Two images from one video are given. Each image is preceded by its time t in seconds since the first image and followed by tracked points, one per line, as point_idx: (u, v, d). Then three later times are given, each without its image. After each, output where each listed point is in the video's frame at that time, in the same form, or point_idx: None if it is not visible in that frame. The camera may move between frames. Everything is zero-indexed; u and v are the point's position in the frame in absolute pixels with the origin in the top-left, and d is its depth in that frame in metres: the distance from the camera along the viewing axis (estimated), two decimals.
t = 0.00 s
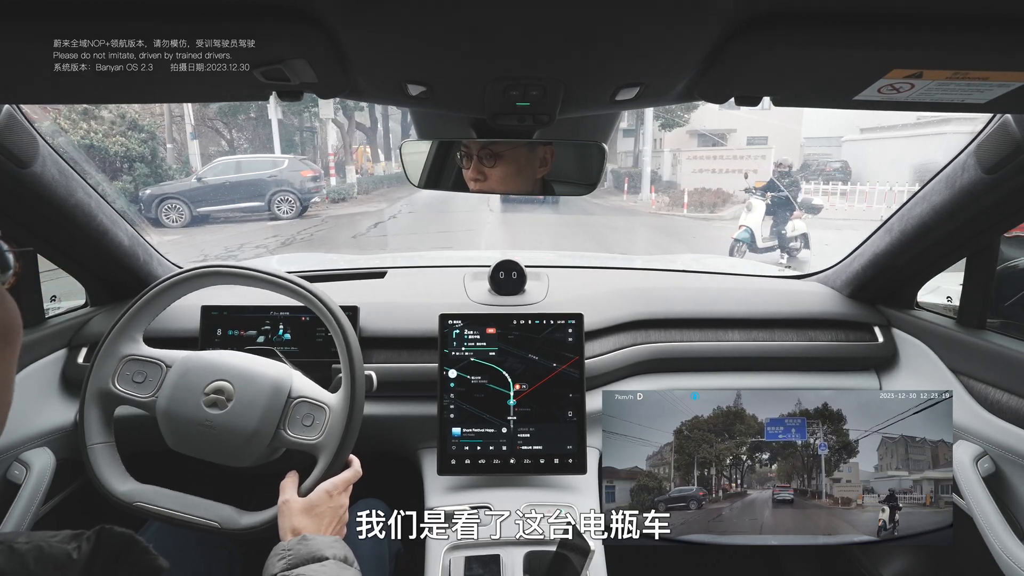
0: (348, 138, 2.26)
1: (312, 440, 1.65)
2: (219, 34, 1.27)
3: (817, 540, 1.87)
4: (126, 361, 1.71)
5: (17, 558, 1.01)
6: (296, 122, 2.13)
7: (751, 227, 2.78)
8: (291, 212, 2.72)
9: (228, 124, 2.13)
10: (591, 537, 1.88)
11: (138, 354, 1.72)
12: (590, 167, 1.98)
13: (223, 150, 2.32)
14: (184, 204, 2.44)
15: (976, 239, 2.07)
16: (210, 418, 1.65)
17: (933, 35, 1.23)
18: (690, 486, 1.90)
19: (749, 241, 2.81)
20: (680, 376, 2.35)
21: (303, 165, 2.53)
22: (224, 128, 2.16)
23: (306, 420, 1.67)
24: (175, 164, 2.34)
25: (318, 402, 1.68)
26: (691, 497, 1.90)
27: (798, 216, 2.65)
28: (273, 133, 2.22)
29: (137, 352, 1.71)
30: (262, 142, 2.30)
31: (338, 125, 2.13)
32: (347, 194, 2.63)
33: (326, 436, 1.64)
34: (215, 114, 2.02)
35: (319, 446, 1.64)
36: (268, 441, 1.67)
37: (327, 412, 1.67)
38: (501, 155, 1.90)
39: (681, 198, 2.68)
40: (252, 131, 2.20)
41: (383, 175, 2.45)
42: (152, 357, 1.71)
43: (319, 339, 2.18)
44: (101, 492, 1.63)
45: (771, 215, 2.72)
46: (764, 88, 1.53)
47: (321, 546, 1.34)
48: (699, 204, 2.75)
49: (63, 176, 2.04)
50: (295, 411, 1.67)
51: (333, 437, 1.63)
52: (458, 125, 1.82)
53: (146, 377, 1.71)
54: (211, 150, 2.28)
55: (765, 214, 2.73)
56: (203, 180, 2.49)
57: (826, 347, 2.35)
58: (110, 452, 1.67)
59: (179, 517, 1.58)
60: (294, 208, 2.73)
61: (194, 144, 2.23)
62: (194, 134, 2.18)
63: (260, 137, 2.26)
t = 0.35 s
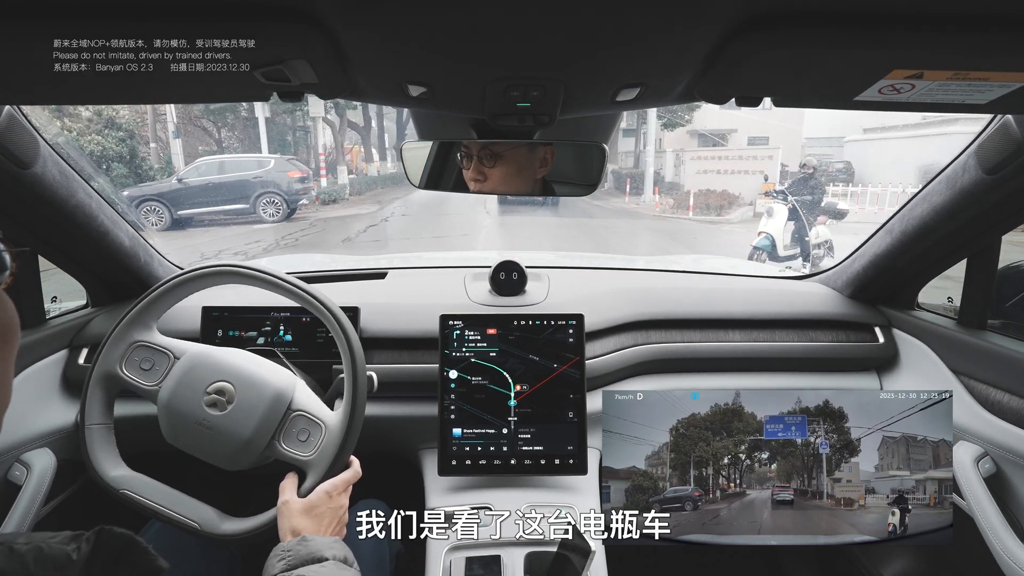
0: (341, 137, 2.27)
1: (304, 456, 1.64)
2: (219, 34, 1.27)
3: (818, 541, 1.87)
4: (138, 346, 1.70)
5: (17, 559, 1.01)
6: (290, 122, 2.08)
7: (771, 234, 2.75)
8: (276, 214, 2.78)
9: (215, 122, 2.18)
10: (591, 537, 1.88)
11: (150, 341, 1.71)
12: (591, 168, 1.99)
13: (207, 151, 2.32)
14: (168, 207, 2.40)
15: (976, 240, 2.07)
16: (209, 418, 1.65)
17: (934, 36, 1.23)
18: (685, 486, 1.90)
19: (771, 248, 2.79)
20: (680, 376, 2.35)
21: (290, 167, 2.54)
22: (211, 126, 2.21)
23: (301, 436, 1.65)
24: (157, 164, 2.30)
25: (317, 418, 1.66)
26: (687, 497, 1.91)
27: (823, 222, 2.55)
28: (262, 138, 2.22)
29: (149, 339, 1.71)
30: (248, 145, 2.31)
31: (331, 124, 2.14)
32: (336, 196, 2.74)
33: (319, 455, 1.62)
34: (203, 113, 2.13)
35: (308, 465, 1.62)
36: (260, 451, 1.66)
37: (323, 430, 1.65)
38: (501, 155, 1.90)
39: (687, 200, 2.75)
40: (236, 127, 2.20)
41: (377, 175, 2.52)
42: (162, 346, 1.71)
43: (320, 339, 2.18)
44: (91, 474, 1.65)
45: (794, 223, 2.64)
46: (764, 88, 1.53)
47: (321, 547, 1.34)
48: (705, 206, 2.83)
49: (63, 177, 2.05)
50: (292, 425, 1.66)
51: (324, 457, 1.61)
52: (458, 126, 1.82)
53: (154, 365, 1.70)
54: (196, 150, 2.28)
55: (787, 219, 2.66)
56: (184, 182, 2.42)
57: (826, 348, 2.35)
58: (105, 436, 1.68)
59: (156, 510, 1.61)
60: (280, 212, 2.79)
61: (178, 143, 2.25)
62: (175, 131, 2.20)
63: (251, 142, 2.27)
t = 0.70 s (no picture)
0: (332, 137, 2.26)
1: (297, 467, 1.62)
2: (219, 34, 1.27)
3: (818, 540, 1.87)
4: (147, 337, 1.71)
5: (16, 560, 1.02)
6: (279, 122, 2.06)
7: (791, 240, 2.68)
8: (259, 217, 2.91)
9: (201, 121, 2.23)
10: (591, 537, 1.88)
11: (159, 333, 1.71)
12: (591, 168, 1.99)
13: (193, 151, 2.39)
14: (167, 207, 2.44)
15: (976, 239, 2.07)
16: (208, 418, 1.65)
17: (934, 36, 1.23)
18: (680, 486, 1.91)
19: (789, 255, 2.73)
20: (680, 376, 2.35)
21: (273, 167, 2.66)
22: (195, 125, 2.25)
23: (295, 445, 1.64)
24: (138, 165, 2.28)
25: (315, 429, 1.65)
26: (681, 498, 1.91)
27: (846, 226, 2.49)
28: (249, 139, 2.26)
29: (157, 331, 1.71)
30: (232, 143, 2.36)
31: (321, 123, 2.12)
32: (326, 194, 2.75)
33: (312, 467, 1.61)
34: (186, 111, 2.17)
35: (300, 477, 1.61)
36: (254, 457, 1.66)
37: (318, 442, 1.63)
38: (502, 155, 1.90)
39: (691, 201, 2.83)
40: (219, 125, 2.24)
41: (369, 175, 2.52)
42: (169, 339, 1.71)
43: (320, 340, 2.18)
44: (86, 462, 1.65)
45: (814, 226, 2.57)
46: (764, 88, 1.53)
47: (320, 548, 1.34)
48: (710, 208, 2.93)
49: (64, 177, 2.05)
50: (288, 433, 1.65)
51: (317, 469, 1.60)
52: (458, 126, 1.82)
53: (160, 357, 1.70)
54: (177, 150, 2.32)
55: (809, 223, 2.58)
56: (162, 184, 2.43)
57: (825, 347, 2.35)
58: (103, 424, 1.68)
59: (149, 505, 1.61)
60: (264, 215, 2.94)
61: (157, 143, 2.27)
62: (154, 130, 2.22)
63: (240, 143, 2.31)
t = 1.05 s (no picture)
0: (322, 137, 2.30)
1: (293, 471, 1.63)
2: (219, 34, 1.26)
3: (818, 541, 1.87)
4: (152, 332, 1.71)
5: (15, 559, 1.02)
6: (269, 122, 2.07)
7: (813, 249, 2.67)
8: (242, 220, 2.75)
9: (185, 120, 2.20)
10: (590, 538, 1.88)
11: (164, 329, 1.71)
12: (591, 168, 1.99)
13: (177, 150, 2.37)
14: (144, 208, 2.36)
15: (976, 239, 2.07)
16: (208, 417, 1.65)
17: (934, 36, 1.23)
18: (676, 487, 1.91)
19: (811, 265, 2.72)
20: (680, 376, 2.35)
21: (256, 167, 2.60)
22: (181, 125, 2.23)
23: (292, 450, 1.64)
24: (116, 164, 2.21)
25: (313, 435, 1.65)
26: (677, 499, 1.91)
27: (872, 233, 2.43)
28: (235, 136, 2.26)
29: (161, 327, 1.71)
30: (220, 144, 2.35)
31: (308, 123, 2.12)
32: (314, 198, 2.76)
33: (308, 472, 1.61)
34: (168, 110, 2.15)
35: (295, 482, 1.61)
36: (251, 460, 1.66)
37: (316, 448, 1.64)
38: (502, 155, 1.90)
39: (695, 203, 2.76)
40: (205, 122, 2.20)
41: (361, 176, 2.54)
42: (172, 335, 1.70)
43: (320, 339, 2.18)
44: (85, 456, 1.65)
45: (839, 234, 2.53)
46: (765, 88, 1.53)
47: (317, 549, 1.34)
48: (715, 210, 2.80)
49: (64, 177, 2.05)
50: (286, 438, 1.65)
51: (313, 475, 1.61)
52: (458, 126, 1.82)
53: (163, 352, 1.70)
54: (159, 149, 2.31)
55: (832, 231, 2.56)
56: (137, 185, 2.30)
57: (825, 347, 2.35)
58: (102, 416, 1.68)
59: (148, 505, 1.61)
60: (247, 219, 2.77)
61: (135, 142, 2.26)
62: (131, 128, 2.20)
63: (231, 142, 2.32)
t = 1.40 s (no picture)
0: (310, 136, 2.25)
1: (305, 451, 1.64)
2: (219, 34, 1.27)
3: (818, 540, 1.88)
4: (132, 350, 1.71)
5: (13, 559, 1.02)
6: (255, 120, 2.02)
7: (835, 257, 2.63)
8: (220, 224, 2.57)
9: (167, 118, 2.16)
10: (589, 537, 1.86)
11: (144, 344, 1.71)
12: (590, 168, 1.99)
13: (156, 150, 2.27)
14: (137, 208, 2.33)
15: (973, 239, 2.07)
16: (208, 417, 1.65)
17: (931, 36, 1.23)
18: (671, 487, 1.92)
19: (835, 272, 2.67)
20: (677, 376, 2.35)
21: (234, 168, 2.46)
22: (163, 124, 2.17)
23: (300, 431, 1.66)
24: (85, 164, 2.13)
25: (316, 413, 1.66)
26: (671, 500, 1.92)
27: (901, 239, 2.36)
28: (220, 136, 2.22)
29: (143, 342, 1.71)
30: (204, 143, 2.27)
31: (292, 120, 2.09)
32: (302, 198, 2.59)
33: (319, 449, 1.63)
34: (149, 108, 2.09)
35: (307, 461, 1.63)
36: (261, 448, 1.67)
37: (322, 425, 1.65)
38: (501, 155, 1.91)
39: (696, 204, 2.71)
40: (188, 120, 2.18)
41: (351, 176, 2.53)
42: (156, 348, 1.71)
43: (318, 339, 2.18)
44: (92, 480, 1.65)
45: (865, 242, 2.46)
46: (763, 88, 1.53)
47: (316, 549, 1.34)
48: (718, 212, 2.75)
49: (62, 177, 2.05)
50: (292, 421, 1.67)
51: (324, 451, 1.62)
52: (456, 126, 1.82)
53: (149, 368, 1.70)
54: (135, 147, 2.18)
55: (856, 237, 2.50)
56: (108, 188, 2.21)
57: (822, 347, 2.35)
58: (103, 440, 1.68)
59: (146, 509, 1.60)
60: (224, 222, 2.60)
61: (107, 141, 2.10)
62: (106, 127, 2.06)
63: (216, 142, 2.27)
